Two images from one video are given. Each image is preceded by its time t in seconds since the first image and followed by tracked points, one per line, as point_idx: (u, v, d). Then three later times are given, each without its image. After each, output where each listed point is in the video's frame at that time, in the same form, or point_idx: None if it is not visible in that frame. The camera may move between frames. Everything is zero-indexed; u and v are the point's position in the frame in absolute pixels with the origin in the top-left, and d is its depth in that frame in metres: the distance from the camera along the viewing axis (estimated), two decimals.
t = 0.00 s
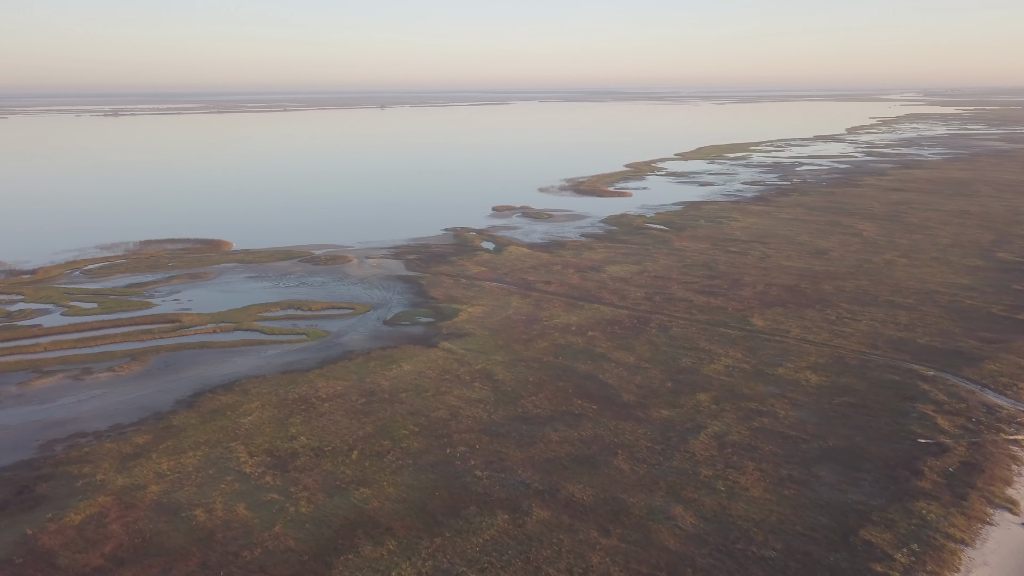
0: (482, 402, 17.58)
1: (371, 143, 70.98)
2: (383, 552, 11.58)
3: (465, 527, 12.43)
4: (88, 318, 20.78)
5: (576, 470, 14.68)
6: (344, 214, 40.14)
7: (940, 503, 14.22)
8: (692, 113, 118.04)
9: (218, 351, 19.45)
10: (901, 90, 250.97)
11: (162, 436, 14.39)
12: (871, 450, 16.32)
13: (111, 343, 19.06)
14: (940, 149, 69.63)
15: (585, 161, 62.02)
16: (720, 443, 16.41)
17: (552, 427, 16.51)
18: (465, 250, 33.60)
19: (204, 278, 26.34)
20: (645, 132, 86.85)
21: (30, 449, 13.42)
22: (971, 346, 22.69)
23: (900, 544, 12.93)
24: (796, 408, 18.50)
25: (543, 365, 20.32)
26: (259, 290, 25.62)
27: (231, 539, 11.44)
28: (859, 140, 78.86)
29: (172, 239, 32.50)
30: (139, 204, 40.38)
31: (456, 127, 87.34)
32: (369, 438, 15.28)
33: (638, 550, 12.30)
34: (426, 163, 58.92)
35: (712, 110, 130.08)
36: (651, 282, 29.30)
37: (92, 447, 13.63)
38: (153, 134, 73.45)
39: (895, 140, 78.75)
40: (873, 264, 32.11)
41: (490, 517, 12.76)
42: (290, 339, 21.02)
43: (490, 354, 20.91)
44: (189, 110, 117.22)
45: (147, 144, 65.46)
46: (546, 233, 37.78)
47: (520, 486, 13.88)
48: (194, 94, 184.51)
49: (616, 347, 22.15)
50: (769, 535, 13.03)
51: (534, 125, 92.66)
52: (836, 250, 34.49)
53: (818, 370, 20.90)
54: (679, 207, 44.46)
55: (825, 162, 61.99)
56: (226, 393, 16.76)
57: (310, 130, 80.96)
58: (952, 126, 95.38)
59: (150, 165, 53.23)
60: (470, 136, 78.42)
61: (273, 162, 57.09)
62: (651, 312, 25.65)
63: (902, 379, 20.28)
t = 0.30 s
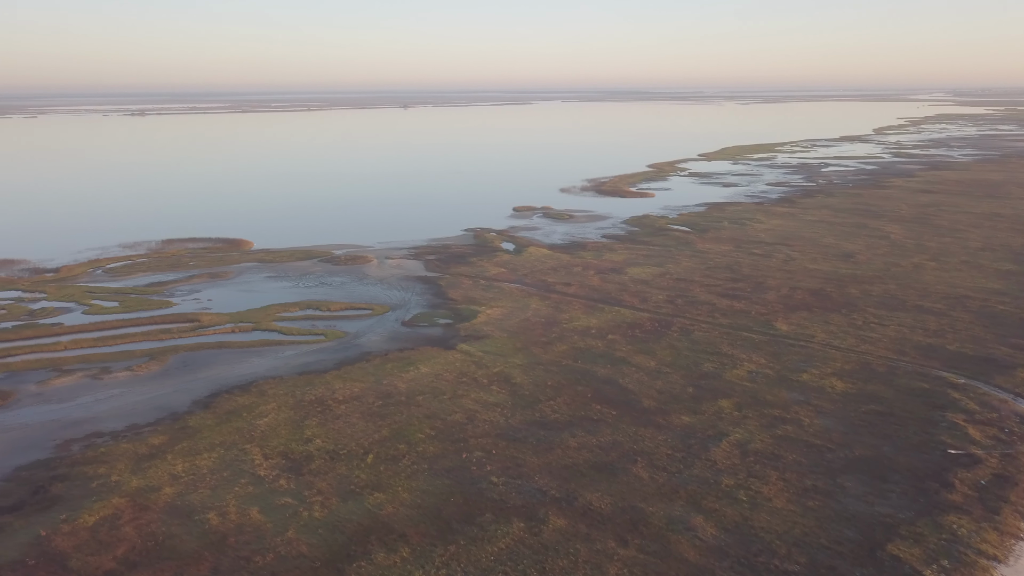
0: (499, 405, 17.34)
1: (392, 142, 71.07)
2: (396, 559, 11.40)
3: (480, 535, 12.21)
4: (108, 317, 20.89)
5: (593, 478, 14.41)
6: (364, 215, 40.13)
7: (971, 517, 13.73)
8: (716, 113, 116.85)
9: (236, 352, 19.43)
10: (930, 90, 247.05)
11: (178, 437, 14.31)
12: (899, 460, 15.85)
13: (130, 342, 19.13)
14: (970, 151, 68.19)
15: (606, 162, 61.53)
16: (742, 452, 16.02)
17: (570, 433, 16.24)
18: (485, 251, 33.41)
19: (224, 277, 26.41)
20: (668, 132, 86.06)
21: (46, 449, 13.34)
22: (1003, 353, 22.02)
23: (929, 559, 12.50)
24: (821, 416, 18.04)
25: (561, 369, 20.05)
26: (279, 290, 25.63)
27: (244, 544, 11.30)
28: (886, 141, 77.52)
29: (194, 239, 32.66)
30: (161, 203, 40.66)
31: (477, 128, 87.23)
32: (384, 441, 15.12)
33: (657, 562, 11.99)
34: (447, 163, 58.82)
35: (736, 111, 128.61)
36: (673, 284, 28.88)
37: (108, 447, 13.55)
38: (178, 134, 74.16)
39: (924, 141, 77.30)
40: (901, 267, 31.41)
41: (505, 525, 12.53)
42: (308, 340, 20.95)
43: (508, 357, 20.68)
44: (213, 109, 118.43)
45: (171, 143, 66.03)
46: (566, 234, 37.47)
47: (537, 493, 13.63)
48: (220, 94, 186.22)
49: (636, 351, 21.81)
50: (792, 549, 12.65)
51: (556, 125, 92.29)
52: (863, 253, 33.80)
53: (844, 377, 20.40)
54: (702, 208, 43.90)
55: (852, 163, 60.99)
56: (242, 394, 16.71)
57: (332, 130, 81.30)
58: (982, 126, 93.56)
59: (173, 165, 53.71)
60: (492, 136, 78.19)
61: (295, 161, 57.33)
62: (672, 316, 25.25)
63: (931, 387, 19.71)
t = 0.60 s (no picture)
0: (518, 410, 17.12)
1: (415, 142, 71.13)
2: (412, 567, 11.22)
3: (497, 544, 11.99)
4: (131, 315, 21.03)
5: (613, 486, 14.13)
6: (386, 215, 40.11)
7: (1006, 534, 13.23)
8: (741, 114, 115.51)
9: (256, 352, 19.41)
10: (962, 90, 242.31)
11: (195, 438, 14.26)
12: (930, 472, 15.35)
13: (152, 342, 19.21)
14: (1004, 152, 66.65)
15: (631, 162, 60.96)
16: (767, 461, 15.63)
17: (591, 439, 15.96)
18: (507, 252, 33.20)
19: (246, 277, 26.51)
20: (693, 132, 85.19)
21: (66, 449, 13.31)
22: None
23: None
24: (848, 425, 17.57)
25: (582, 373, 19.77)
26: (300, 290, 25.66)
27: (258, 549, 11.17)
28: (917, 142, 76.01)
29: (217, 238, 32.83)
30: (186, 203, 40.98)
31: (501, 128, 87.05)
32: (402, 445, 14.96)
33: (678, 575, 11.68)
34: (470, 163, 58.67)
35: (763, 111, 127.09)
36: (697, 287, 28.44)
37: (126, 448, 13.49)
38: (205, 134, 74.93)
39: (956, 142, 75.59)
40: (932, 272, 30.64)
41: (523, 534, 12.30)
42: (328, 341, 20.89)
43: (528, 360, 20.44)
44: (240, 109, 119.53)
45: (198, 143, 66.67)
46: (589, 235, 37.14)
47: (555, 501, 13.39)
48: (248, 94, 188.11)
49: (659, 355, 21.45)
50: (818, 564, 12.27)
51: (580, 125, 91.80)
52: (893, 256, 33.05)
53: (873, 384, 19.86)
54: (728, 209, 43.33)
55: (882, 165, 59.87)
56: (261, 395, 16.67)
57: (356, 130, 81.59)
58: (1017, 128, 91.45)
59: (199, 164, 54.19)
60: (515, 136, 77.90)
61: (319, 161, 57.58)
62: (696, 320, 24.83)
63: (964, 396, 19.12)
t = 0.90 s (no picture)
0: (537, 415, 16.89)
1: (439, 142, 71.10)
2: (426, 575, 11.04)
3: (513, 553, 11.78)
4: (154, 314, 21.16)
5: (633, 495, 13.85)
6: (408, 215, 40.08)
7: None
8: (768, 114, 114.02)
9: (276, 352, 19.40)
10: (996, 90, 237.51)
11: (213, 439, 14.21)
12: (962, 485, 14.86)
13: (173, 341, 19.28)
14: None
15: (655, 163, 60.37)
16: (792, 471, 15.25)
17: (611, 446, 15.69)
18: (529, 253, 32.98)
19: (268, 276, 26.60)
20: (719, 133, 84.23)
21: (84, 448, 13.29)
22: None
23: None
24: (877, 434, 17.09)
25: (603, 378, 19.48)
26: (321, 290, 25.67)
27: (272, 553, 11.04)
28: (949, 143, 74.48)
29: (241, 237, 33.00)
30: (211, 201, 41.26)
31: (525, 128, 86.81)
32: (419, 449, 14.80)
33: None
34: (493, 163, 58.49)
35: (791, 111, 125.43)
36: (722, 290, 27.99)
37: (144, 448, 13.45)
38: (232, 133, 75.55)
39: (990, 143, 73.92)
40: (965, 277, 29.86)
41: (540, 543, 12.07)
42: (348, 342, 20.84)
43: (549, 363, 20.21)
44: (267, 108, 120.65)
45: (224, 142, 67.24)
46: (613, 237, 36.78)
47: (574, 509, 13.14)
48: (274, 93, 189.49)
49: (682, 360, 21.08)
50: None
51: (604, 125, 91.24)
52: (924, 260, 32.27)
53: (903, 393, 19.33)
54: (754, 211, 42.70)
55: (912, 166, 58.70)
56: (280, 397, 16.63)
57: (381, 130, 81.82)
58: None
59: (225, 163, 54.64)
60: (539, 136, 77.54)
61: (343, 160, 57.78)
62: (720, 324, 24.41)
63: (998, 406, 18.53)
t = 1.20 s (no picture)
0: (556, 419, 16.67)
1: (461, 142, 71.09)
2: None
3: (529, 562, 11.57)
4: (174, 314, 21.28)
5: (652, 503, 13.59)
6: (429, 215, 40.03)
7: None
8: (795, 114, 112.52)
9: (294, 353, 19.38)
10: None
11: (230, 440, 14.18)
12: (993, 498, 14.39)
13: (193, 341, 19.36)
14: None
15: (678, 163, 59.79)
16: (816, 481, 14.87)
17: (630, 452, 15.42)
18: (550, 254, 32.78)
19: (288, 276, 26.69)
20: (744, 133, 83.29)
21: (102, 447, 13.28)
22: None
23: None
24: (905, 444, 16.63)
25: (623, 382, 19.21)
26: (341, 290, 25.68)
27: (286, 558, 10.91)
28: (981, 145, 73.01)
29: (263, 236, 33.17)
30: (235, 200, 41.55)
31: (547, 128, 86.49)
32: (436, 452, 14.66)
33: None
34: (515, 163, 58.32)
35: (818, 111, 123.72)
36: (746, 294, 27.54)
37: (161, 448, 13.42)
38: (257, 132, 76.18)
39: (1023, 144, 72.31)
40: (997, 281, 29.10)
41: (556, 551, 11.86)
42: (367, 342, 20.78)
43: (568, 367, 19.98)
44: (292, 108, 121.59)
45: (249, 142, 67.79)
46: (634, 238, 36.45)
47: (592, 517, 12.91)
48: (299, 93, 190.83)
49: (704, 365, 20.73)
50: None
51: (627, 125, 90.66)
52: (954, 264, 31.53)
53: (932, 401, 18.81)
54: (779, 213, 42.09)
55: (942, 167, 57.53)
56: (297, 398, 16.59)
57: (403, 130, 81.99)
58: None
59: (248, 163, 55.04)
60: (562, 136, 77.22)
61: (365, 160, 57.94)
62: (743, 328, 23.99)
63: None
